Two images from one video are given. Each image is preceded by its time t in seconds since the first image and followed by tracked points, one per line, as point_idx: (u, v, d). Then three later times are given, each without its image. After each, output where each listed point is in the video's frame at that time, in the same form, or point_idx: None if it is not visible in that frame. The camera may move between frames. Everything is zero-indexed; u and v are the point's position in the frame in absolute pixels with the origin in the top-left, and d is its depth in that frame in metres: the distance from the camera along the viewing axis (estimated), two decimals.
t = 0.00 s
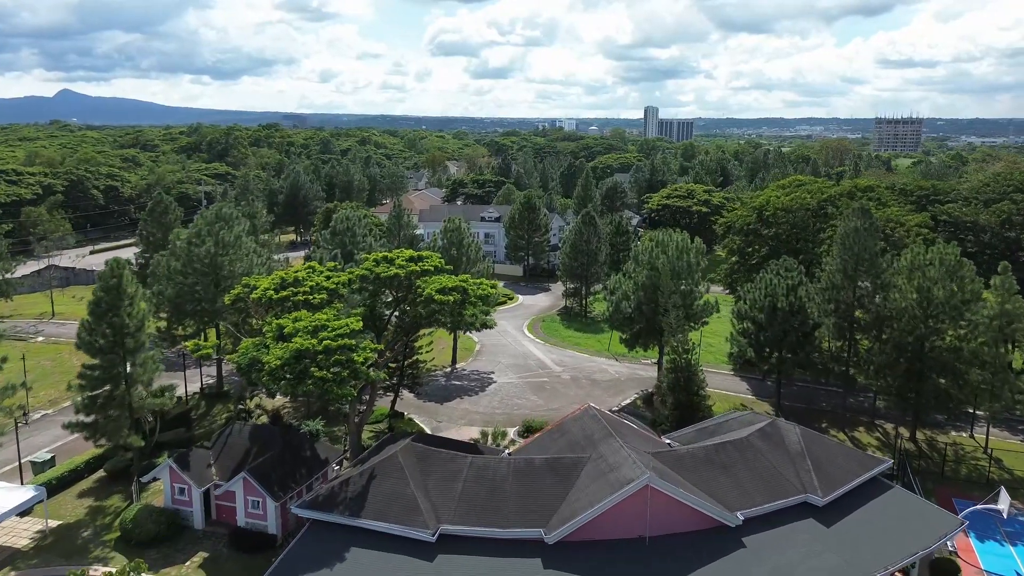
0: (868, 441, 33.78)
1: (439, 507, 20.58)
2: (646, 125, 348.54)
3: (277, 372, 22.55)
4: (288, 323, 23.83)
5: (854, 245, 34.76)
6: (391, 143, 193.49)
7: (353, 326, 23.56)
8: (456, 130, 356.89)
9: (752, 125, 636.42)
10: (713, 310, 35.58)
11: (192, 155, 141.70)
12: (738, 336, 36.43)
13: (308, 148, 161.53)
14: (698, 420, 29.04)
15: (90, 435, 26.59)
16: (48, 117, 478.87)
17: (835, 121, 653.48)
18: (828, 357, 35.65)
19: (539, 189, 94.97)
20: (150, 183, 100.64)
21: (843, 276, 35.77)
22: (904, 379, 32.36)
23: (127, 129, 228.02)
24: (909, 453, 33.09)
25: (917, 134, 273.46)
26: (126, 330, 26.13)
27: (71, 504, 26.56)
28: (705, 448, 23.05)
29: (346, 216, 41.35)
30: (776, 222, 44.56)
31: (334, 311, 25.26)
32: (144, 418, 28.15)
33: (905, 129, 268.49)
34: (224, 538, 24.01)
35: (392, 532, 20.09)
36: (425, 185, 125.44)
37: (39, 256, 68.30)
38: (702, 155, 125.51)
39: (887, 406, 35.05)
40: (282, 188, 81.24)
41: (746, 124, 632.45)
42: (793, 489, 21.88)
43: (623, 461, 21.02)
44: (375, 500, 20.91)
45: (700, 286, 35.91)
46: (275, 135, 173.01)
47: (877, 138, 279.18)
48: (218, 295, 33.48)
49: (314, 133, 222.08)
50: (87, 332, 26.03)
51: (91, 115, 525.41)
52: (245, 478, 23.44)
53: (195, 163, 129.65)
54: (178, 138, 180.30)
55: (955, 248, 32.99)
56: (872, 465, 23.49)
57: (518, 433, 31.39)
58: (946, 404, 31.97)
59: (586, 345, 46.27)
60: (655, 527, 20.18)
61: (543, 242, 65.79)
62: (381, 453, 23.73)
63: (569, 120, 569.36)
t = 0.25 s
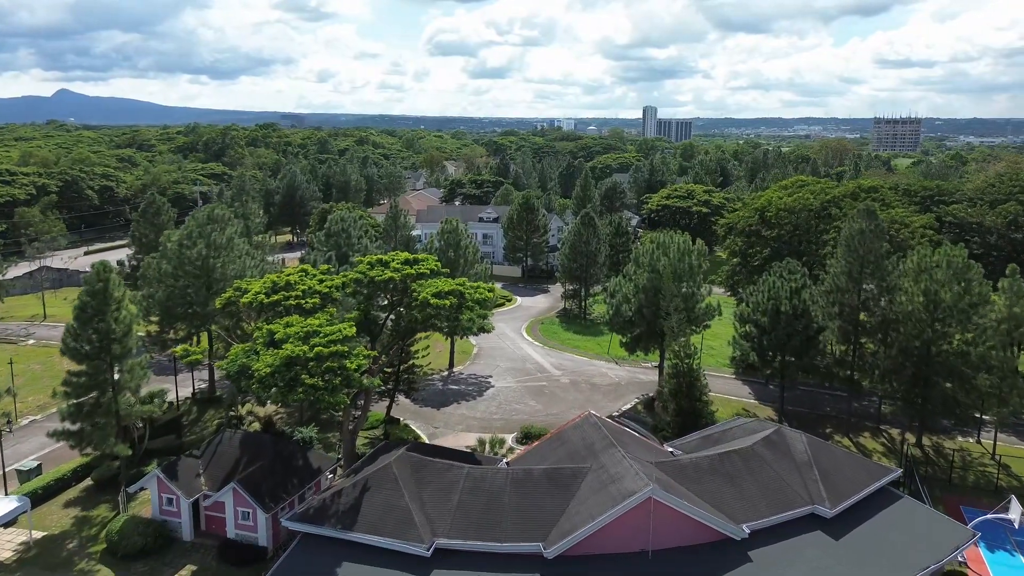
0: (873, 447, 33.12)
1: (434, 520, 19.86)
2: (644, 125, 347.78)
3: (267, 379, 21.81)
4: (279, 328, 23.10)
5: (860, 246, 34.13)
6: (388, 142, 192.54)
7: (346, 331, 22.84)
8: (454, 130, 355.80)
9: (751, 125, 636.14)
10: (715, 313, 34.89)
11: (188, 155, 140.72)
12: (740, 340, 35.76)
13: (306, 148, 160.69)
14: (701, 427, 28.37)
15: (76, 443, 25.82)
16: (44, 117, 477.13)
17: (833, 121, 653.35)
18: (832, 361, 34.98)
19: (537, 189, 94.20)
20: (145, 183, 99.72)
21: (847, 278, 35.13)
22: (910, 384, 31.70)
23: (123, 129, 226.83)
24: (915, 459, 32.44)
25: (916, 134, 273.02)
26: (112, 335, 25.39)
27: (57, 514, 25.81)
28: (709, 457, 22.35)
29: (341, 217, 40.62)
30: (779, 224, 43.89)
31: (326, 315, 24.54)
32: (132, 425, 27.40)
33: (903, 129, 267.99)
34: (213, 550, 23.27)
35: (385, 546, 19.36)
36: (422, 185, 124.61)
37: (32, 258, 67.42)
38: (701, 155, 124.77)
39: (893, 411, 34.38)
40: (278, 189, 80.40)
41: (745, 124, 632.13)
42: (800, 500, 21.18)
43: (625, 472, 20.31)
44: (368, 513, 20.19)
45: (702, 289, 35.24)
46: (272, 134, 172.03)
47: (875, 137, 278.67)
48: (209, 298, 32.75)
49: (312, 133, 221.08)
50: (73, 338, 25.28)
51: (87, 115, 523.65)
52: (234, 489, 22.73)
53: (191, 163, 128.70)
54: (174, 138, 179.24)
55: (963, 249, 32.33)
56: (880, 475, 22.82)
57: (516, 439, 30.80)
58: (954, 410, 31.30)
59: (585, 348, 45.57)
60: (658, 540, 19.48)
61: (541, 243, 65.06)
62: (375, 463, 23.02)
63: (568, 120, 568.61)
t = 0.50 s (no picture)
0: (881, 454, 32.33)
1: (428, 536, 19.03)
2: (643, 125, 347.19)
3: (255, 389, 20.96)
4: (268, 336, 22.26)
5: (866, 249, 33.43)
6: (387, 143, 191.75)
7: (338, 339, 22.00)
8: (452, 130, 354.99)
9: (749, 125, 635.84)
10: (717, 317, 34.08)
11: (184, 155, 139.79)
12: (743, 344, 34.99)
13: (303, 148, 159.71)
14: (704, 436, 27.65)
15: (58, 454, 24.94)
16: (41, 117, 475.76)
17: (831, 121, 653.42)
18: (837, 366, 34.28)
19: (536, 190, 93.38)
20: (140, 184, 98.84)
21: (853, 281, 34.34)
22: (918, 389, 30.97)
23: (120, 129, 225.73)
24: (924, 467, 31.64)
25: (915, 134, 272.55)
26: (96, 342, 24.56)
27: (39, 527, 24.93)
28: (715, 469, 21.53)
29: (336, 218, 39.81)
30: (781, 225, 43.15)
31: (317, 322, 23.72)
32: (118, 434, 26.55)
33: (902, 129, 267.55)
34: (199, 564, 22.41)
35: (377, 565, 18.53)
36: (420, 185, 123.76)
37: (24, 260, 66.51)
38: (701, 155, 123.99)
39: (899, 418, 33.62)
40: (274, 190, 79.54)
41: (743, 124, 631.85)
42: (809, 514, 20.36)
43: (628, 485, 19.48)
44: (360, 529, 19.37)
45: (704, 292, 34.45)
46: (270, 134, 171.11)
47: (874, 137, 278.21)
48: (199, 302, 31.94)
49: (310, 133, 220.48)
50: (55, 345, 24.43)
51: (85, 115, 522.09)
52: (222, 502, 21.95)
53: (187, 163, 127.81)
54: (171, 138, 178.19)
55: (971, 252, 31.59)
56: (891, 487, 22.04)
57: (514, 447, 30.05)
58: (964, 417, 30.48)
59: (585, 352, 44.72)
60: (662, 558, 18.66)
61: (540, 244, 64.25)
62: (367, 476, 22.19)
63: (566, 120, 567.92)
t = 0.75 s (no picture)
0: (887, 460, 31.65)
1: (423, 552, 18.30)
2: (642, 125, 346.68)
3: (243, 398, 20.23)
4: (257, 342, 21.51)
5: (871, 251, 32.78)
6: (384, 142, 190.94)
7: (330, 346, 21.27)
8: (450, 130, 354.14)
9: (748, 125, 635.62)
10: (720, 321, 33.36)
11: (180, 155, 138.82)
12: (746, 348, 34.30)
13: (300, 148, 158.83)
14: (707, 444, 26.95)
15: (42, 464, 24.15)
16: (38, 117, 474.24)
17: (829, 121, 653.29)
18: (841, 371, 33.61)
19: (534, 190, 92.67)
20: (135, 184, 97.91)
21: (858, 284, 33.67)
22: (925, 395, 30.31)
23: (116, 129, 224.51)
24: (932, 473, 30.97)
25: (913, 134, 272.16)
26: (80, 348, 23.78)
27: (22, 539, 24.14)
28: (720, 480, 20.83)
29: (330, 220, 39.04)
30: (784, 227, 42.46)
31: (309, 328, 22.98)
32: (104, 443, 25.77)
33: (900, 129, 267.19)
34: None
35: None
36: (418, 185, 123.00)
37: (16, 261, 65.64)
38: (700, 155, 123.33)
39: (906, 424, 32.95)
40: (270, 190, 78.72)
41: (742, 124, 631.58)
42: (817, 527, 19.65)
43: (630, 498, 18.77)
44: (352, 544, 18.64)
45: (706, 295, 33.75)
46: (266, 134, 170.18)
47: (873, 137, 277.80)
48: (189, 306, 31.18)
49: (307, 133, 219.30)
50: (38, 352, 23.66)
51: (82, 115, 520.47)
52: (210, 514, 21.25)
53: (183, 163, 126.87)
54: (167, 138, 177.16)
55: (979, 254, 30.92)
56: (902, 498, 21.33)
57: (512, 454, 29.34)
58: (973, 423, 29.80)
59: (584, 355, 43.95)
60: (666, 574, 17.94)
61: (538, 245, 63.50)
62: (361, 487, 21.44)
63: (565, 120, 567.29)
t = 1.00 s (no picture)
0: (895, 468, 30.86)
1: (416, 571, 17.46)
2: (640, 125, 346.04)
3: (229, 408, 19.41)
4: (245, 350, 20.68)
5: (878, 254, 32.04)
6: (382, 142, 190.05)
7: (319, 354, 20.43)
8: (448, 130, 353.26)
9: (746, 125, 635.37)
10: (723, 325, 32.56)
11: (176, 155, 137.81)
12: (749, 353, 33.52)
13: (297, 148, 157.89)
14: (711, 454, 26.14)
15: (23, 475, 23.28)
16: (34, 117, 472.42)
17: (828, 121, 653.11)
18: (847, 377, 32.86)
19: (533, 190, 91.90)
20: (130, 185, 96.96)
21: (864, 288, 32.94)
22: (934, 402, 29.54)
23: (112, 128, 223.22)
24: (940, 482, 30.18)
25: (912, 134, 271.75)
26: (62, 356, 22.93)
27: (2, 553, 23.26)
28: (726, 494, 20.01)
29: (324, 221, 38.20)
30: (787, 229, 41.70)
31: (299, 335, 22.16)
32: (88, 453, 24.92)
33: (899, 129, 266.78)
34: None
35: None
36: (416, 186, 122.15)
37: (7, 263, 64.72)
38: (699, 156, 122.62)
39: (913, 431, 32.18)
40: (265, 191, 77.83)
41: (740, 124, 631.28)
42: (828, 543, 18.79)
43: (632, 515, 17.93)
44: (342, 563, 17.81)
45: (708, 299, 32.97)
46: (263, 134, 169.22)
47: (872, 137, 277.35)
48: (178, 311, 30.35)
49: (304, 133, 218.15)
50: (18, 360, 22.78)
51: (79, 114, 518.64)
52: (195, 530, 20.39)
53: (179, 164, 125.87)
54: (163, 138, 176.01)
55: (989, 257, 30.16)
56: (915, 512, 20.49)
57: (510, 463, 28.55)
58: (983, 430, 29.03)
59: (584, 359, 43.13)
60: None
61: (537, 246, 62.70)
62: (353, 502, 20.60)
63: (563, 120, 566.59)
